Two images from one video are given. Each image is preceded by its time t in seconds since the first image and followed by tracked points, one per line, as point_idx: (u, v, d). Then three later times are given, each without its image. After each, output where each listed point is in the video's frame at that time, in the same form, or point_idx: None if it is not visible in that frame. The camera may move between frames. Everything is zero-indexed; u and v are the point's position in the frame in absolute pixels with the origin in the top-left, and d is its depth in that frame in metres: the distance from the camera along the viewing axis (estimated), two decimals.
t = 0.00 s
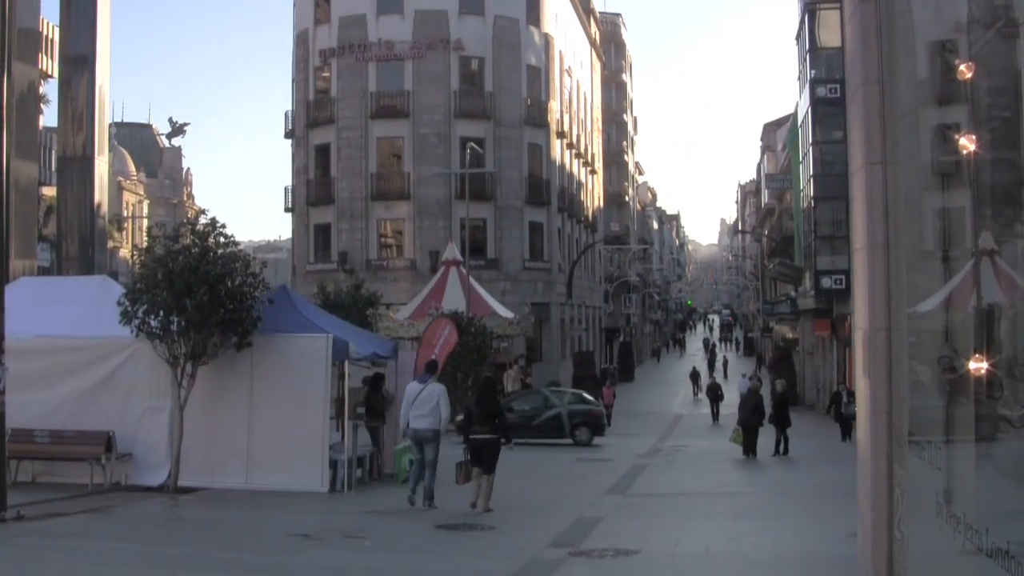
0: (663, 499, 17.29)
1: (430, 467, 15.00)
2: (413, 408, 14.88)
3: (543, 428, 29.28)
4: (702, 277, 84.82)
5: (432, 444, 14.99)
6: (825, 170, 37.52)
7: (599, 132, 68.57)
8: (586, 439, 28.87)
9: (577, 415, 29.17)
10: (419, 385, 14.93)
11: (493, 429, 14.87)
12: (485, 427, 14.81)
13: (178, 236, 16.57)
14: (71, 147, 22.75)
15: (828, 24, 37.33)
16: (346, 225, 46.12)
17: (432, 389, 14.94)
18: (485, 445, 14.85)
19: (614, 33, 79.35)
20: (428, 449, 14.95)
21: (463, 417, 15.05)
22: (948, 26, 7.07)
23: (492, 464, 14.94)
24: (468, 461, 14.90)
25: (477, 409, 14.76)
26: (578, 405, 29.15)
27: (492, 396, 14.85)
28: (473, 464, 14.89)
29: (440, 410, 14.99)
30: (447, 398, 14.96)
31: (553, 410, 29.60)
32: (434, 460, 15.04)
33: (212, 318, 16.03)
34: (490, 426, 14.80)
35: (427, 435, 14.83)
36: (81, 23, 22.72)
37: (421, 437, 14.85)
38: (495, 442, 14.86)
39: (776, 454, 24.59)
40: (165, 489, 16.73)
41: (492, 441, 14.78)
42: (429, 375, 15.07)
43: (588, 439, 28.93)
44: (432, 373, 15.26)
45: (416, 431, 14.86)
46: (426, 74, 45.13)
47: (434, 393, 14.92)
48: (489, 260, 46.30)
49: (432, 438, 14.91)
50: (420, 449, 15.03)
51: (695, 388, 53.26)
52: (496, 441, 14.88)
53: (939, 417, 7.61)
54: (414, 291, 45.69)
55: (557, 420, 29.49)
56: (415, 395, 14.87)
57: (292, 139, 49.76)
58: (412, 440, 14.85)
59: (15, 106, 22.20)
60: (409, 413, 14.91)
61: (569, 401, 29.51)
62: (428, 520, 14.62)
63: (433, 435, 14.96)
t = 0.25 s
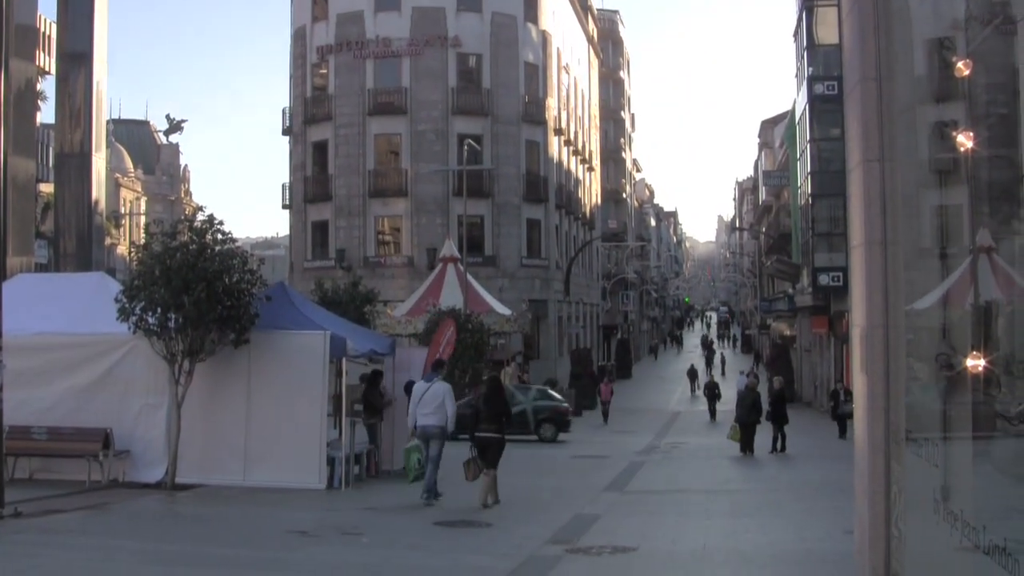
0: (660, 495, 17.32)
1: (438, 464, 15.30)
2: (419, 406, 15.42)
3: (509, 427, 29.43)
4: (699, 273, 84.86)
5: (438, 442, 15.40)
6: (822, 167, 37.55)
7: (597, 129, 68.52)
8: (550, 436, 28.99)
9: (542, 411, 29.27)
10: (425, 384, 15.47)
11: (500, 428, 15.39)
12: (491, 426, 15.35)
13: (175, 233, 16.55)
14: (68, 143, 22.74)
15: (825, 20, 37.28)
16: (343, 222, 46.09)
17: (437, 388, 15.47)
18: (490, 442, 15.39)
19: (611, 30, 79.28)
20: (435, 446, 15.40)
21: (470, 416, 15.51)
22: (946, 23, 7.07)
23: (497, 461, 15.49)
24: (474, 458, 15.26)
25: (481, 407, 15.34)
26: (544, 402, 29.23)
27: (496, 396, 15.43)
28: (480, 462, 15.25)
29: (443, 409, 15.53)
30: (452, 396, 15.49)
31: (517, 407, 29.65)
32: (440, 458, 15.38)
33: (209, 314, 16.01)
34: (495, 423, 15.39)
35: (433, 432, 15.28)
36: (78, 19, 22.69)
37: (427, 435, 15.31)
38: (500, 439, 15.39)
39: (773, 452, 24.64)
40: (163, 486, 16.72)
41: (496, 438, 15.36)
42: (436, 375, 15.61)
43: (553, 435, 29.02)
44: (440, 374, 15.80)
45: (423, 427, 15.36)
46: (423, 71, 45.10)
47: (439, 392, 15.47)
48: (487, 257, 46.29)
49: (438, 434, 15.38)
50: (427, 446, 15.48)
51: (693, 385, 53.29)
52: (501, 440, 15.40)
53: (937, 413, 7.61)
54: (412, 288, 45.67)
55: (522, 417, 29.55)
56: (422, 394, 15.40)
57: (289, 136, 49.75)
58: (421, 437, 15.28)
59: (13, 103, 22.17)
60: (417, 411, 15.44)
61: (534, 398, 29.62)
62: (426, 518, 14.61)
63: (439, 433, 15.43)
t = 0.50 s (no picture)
0: (660, 494, 17.30)
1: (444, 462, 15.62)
2: (426, 404, 15.67)
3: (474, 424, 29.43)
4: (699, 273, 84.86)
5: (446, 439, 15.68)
6: (821, 166, 37.54)
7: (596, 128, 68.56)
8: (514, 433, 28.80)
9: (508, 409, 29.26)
10: (429, 381, 15.68)
11: (506, 424, 15.32)
12: (497, 422, 15.27)
13: (174, 232, 16.54)
14: (68, 142, 22.74)
15: (824, 19, 37.26)
16: (342, 220, 46.07)
17: (441, 384, 15.62)
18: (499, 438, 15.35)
19: (610, 29, 79.31)
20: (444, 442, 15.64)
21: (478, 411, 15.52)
22: (945, 22, 7.06)
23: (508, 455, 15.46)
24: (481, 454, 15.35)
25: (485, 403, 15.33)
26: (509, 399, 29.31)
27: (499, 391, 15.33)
28: (487, 458, 15.31)
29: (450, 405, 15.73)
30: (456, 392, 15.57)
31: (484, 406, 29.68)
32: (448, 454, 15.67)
33: (208, 313, 16.00)
34: (500, 419, 15.33)
35: (439, 430, 15.57)
36: (77, 19, 22.69)
37: (435, 432, 15.58)
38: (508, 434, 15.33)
39: (772, 451, 24.64)
40: (162, 484, 16.72)
41: (503, 434, 15.29)
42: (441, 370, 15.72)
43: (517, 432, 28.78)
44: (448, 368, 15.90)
45: (431, 426, 15.64)
46: (423, 70, 45.09)
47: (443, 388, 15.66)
48: (486, 256, 46.27)
49: (445, 432, 15.61)
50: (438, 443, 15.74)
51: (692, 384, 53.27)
52: (508, 436, 15.31)
53: (936, 412, 7.61)
54: (411, 287, 45.65)
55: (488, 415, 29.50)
56: (427, 392, 15.63)
57: (289, 135, 49.75)
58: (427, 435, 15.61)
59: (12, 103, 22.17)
60: (425, 409, 15.71)
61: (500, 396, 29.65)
62: (425, 516, 14.61)
63: (447, 429, 15.65)
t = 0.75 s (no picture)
0: (661, 495, 17.32)
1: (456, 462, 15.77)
2: (441, 407, 15.80)
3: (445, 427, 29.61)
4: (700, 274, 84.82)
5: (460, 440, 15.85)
6: (823, 167, 37.56)
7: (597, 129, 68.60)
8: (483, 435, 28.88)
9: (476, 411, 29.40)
10: (446, 384, 15.84)
11: (520, 425, 15.48)
12: (512, 423, 15.42)
13: (175, 233, 16.54)
14: (69, 143, 22.77)
15: (824, 20, 37.28)
16: (343, 221, 46.09)
17: (456, 388, 15.77)
18: (513, 439, 15.52)
19: (611, 30, 79.35)
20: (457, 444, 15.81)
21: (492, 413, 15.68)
22: (946, 24, 7.06)
23: (519, 455, 15.65)
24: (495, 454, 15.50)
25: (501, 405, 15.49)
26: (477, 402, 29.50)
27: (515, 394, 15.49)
28: (500, 459, 15.48)
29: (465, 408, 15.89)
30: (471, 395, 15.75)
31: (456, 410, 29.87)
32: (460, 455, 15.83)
33: (209, 314, 16.01)
34: (515, 421, 15.51)
35: (453, 432, 15.72)
36: (77, 20, 22.73)
37: (449, 434, 15.74)
38: (522, 436, 15.51)
39: (773, 452, 24.64)
40: (163, 485, 16.72)
41: (517, 436, 15.46)
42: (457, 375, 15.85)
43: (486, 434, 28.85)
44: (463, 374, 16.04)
45: (444, 428, 15.78)
46: (424, 70, 45.11)
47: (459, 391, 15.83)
48: (487, 257, 46.30)
49: (459, 434, 15.79)
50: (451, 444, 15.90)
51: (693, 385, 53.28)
52: (522, 437, 15.48)
53: (937, 414, 7.61)
54: (412, 288, 45.66)
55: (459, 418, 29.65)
56: (442, 394, 15.80)
57: (290, 135, 49.77)
58: (441, 437, 15.74)
59: (13, 104, 22.19)
60: (439, 412, 15.85)
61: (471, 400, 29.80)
62: (426, 518, 14.62)
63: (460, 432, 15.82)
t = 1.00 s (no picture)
0: (663, 496, 17.33)
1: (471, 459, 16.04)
2: (456, 404, 16.14)
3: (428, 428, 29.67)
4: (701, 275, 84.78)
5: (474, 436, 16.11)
6: (825, 168, 37.56)
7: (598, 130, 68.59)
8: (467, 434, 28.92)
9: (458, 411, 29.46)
10: (460, 383, 16.18)
11: (533, 422, 15.56)
12: (524, 421, 15.51)
13: (176, 233, 16.54)
14: (71, 144, 22.78)
15: (826, 20, 37.26)
16: (345, 222, 46.11)
17: (472, 387, 16.16)
18: (525, 437, 15.60)
19: (613, 30, 79.38)
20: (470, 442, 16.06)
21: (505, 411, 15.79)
22: (948, 25, 7.06)
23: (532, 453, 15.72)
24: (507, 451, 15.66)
25: (514, 403, 15.61)
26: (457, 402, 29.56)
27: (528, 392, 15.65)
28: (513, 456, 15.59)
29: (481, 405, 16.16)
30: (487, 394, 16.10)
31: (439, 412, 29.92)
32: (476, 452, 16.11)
33: (210, 314, 16.02)
34: (528, 419, 15.61)
35: (467, 428, 15.99)
36: (79, 21, 22.76)
37: (463, 431, 16.03)
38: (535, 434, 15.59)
39: (774, 452, 24.63)
40: (165, 486, 16.72)
41: (530, 434, 15.54)
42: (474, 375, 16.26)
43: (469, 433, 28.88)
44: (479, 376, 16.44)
45: (458, 425, 16.08)
46: (425, 71, 45.11)
47: (474, 389, 16.13)
48: (489, 257, 46.33)
49: (473, 431, 16.04)
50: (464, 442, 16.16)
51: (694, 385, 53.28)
52: (535, 433, 15.55)
53: (939, 414, 7.60)
54: (413, 288, 45.66)
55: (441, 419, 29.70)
56: (457, 393, 16.16)
57: (291, 136, 49.79)
58: (454, 433, 16.07)
59: (14, 105, 22.21)
60: (454, 409, 16.17)
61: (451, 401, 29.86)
62: (428, 518, 14.63)
63: (474, 429, 16.08)
